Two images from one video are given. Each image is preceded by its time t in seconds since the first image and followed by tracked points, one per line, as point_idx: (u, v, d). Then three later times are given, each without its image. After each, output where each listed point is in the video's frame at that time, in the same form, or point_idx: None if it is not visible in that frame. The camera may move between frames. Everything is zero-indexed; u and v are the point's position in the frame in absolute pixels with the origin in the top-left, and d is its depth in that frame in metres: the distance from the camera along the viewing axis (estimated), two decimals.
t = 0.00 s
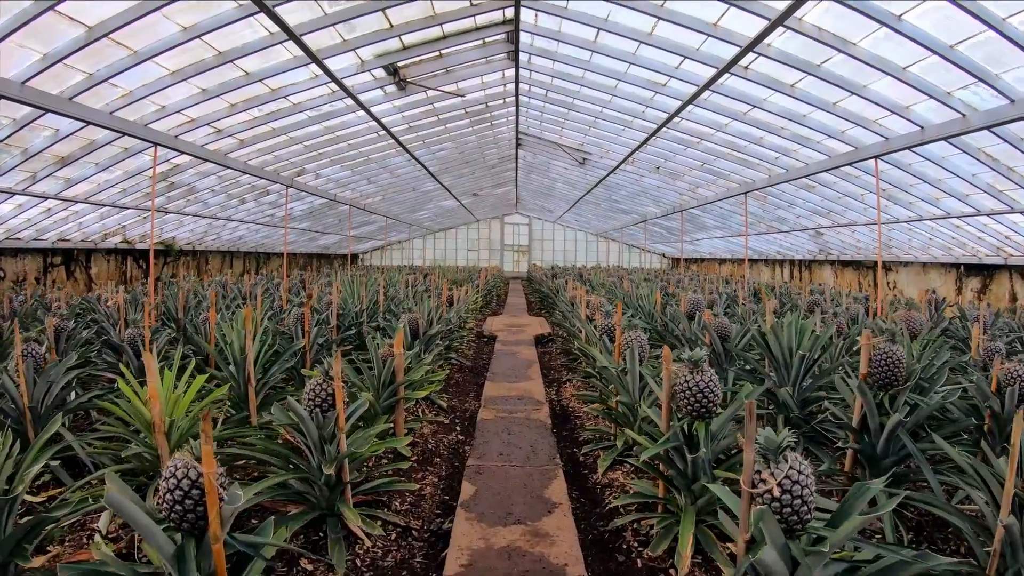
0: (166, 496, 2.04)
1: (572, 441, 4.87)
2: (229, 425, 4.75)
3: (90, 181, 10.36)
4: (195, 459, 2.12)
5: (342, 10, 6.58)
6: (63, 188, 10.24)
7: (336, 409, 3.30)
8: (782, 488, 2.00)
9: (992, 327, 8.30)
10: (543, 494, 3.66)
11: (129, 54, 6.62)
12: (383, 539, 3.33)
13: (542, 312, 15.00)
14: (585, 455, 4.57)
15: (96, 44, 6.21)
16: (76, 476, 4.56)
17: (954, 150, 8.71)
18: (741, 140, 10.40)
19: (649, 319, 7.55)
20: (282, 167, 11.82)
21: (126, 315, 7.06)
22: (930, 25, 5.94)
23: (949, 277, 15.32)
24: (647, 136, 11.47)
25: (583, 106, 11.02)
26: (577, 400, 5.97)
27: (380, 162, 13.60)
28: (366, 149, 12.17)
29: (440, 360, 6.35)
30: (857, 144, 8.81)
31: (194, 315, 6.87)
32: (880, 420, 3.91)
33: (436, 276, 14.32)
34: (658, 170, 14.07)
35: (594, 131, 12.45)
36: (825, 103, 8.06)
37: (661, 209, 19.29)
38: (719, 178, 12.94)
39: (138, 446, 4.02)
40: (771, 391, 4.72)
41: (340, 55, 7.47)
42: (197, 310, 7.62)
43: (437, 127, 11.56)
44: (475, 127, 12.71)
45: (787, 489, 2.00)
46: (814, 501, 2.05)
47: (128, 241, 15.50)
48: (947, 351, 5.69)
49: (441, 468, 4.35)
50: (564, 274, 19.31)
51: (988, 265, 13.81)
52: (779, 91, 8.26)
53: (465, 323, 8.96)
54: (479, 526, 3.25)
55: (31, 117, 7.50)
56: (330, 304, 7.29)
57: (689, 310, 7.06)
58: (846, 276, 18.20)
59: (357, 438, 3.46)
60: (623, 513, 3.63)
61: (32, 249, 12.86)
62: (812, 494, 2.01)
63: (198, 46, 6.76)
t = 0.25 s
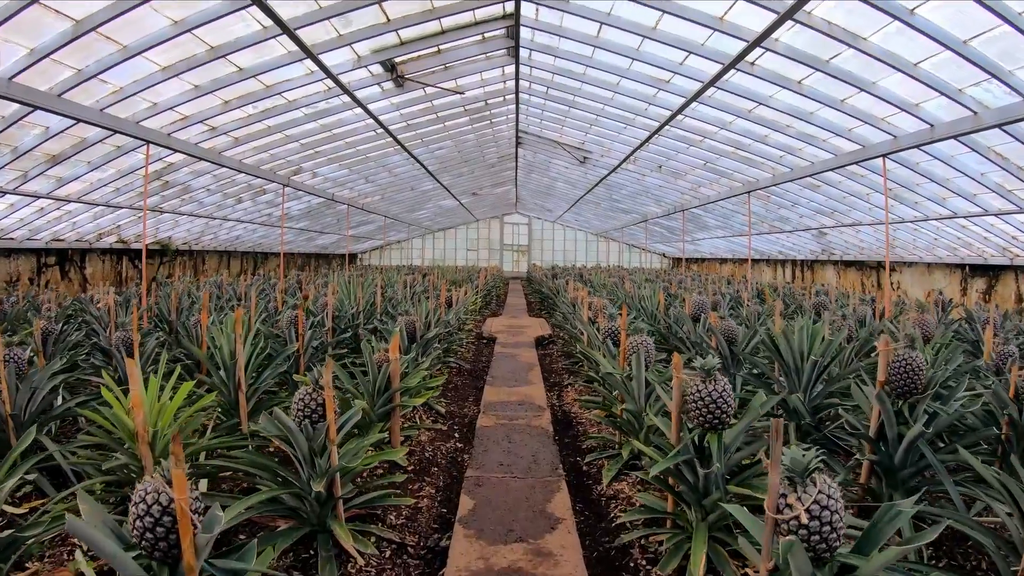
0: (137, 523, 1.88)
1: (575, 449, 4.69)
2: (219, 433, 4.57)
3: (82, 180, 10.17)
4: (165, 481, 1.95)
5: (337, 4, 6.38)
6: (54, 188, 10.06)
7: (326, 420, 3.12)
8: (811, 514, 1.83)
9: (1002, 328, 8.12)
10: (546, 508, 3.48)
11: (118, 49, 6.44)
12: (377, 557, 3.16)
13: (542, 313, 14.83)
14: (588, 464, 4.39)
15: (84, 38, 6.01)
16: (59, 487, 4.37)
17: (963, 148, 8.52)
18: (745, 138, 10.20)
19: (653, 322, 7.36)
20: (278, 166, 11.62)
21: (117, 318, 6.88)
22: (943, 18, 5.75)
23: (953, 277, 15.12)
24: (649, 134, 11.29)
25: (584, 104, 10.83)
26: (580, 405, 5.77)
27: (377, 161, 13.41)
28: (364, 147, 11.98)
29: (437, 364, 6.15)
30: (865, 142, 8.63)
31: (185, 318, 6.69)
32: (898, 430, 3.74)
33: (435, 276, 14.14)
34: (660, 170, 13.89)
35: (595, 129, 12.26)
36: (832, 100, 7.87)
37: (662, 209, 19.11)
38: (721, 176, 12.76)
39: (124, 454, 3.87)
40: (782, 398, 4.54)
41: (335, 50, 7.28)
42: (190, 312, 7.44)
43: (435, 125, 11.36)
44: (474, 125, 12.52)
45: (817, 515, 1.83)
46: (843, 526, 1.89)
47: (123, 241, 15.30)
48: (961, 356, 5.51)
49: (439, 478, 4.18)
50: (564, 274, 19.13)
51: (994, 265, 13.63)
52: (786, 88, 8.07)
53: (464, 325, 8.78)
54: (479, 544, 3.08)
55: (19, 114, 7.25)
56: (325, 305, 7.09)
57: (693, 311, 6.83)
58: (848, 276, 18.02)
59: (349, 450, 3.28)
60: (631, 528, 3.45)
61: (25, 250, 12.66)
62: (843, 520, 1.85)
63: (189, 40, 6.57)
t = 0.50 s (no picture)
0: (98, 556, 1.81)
1: (578, 459, 4.51)
2: (207, 444, 4.40)
3: (75, 181, 9.98)
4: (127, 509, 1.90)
5: None
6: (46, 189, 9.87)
7: (316, 435, 2.94)
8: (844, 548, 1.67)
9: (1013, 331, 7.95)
10: (548, 525, 3.31)
11: (107, 46, 6.26)
12: None
13: (543, 315, 14.66)
14: (592, 476, 4.21)
15: (70, 34, 5.82)
16: (40, 500, 4.20)
17: (972, 147, 8.34)
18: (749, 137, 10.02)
19: (657, 325, 7.17)
20: (274, 166, 11.44)
21: (107, 322, 6.70)
22: (957, 13, 5.56)
23: (958, 278, 14.93)
24: (651, 134, 11.10)
25: (586, 103, 10.66)
26: (583, 412, 5.59)
27: (376, 162, 13.23)
28: (361, 147, 11.80)
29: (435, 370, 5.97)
30: (872, 141, 8.45)
31: (177, 322, 6.51)
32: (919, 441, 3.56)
33: (434, 278, 13.96)
34: (662, 169, 13.71)
35: (596, 129, 12.09)
36: (840, 97, 7.70)
37: (663, 209, 18.94)
38: (724, 176, 12.58)
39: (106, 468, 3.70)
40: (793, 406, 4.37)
41: (330, 47, 7.09)
42: (182, 316, 7.27)
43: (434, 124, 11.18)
44: (474, 125, 12.34)
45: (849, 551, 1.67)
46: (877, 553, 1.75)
47: (119, 243, 15.11)
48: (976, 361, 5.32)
49: (437, 491, 4.00)
50: (565, 275, 18.94)
51: (1000, 266, 13.45)
52: (792, 85, 7.88)
53: (463, 328, 8.60)
54: (478, 565, 2.90)
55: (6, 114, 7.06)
56: (321, 310, 6.90)
57: (699, 314, 6.65)
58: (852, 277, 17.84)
59: (341, 465, 3.10)
60: (638, 546, 3.27)
61: (19, 252, 12.47)
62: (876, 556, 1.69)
63: (180, 37, 6.40)
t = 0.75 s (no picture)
0: None
1: (580, 471, 4.33)
2: (195, 454, 4.24)
3: (67, 182, 9.80)
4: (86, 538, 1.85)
5: None
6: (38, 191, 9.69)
7: (302, 451, 2.75)
8: None
9: None
10: (547, 543, 3.15)
11: (95, 43, 6.08)
12: None
13: (543, 317, 14.47)
14: (595, 488, 4.03)
15: (56, 31, 5.63)
16: (18, 513, 4.04)
17: (982, 147, 8.15)
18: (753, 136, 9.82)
19: (660, 329, 6.97)
20: (270, 167, 11.26)
21: (96, 327, 6.52)
22: (971, 6, 5.38)
23: (964, 279, 14.71)
24: (653, 134, 10.91)
25: (586, 103, 10.49)
26: (585, 419, 5.41)
27: (373, 162, 13.06)
28: (359, 148, 11.63)
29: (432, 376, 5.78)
30: (879, 140, 8.26)
31: (167, 327, 6.34)
32: (939, 453, 3.39)
33: (433, 280, 13.78)
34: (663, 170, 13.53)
35: (597, 129, 11.91)
36: (847, 96, 7.50)
37: (664, 211, 18.76)
38: (727, 176, 12.40)
39: (85, 481, 3.55)
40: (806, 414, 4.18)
41: (324, 44, 6.92)
42: (173, 321, 7.10)
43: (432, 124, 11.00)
44: (473, 124, 12.17)
45: None
46: None
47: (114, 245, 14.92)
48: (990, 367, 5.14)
49: (433, 504, 3.83)
50: (566, 277, 18.75)
51: (1007, 267, 13.25)
52: (799, 83, 7.68)
53: (462, 332, 8.42)
54: None
55: None
56: (314, 314, 6.70)
57: (704, 318, 6.45)
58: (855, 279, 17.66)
59: (330, 483, 2.92)
60: (643, 566, 3.09)
61: (12, 254, 12.29)
62: None
63: (169, 33, 6.23)
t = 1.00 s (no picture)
0: None
1: (583, 483, 4.12)
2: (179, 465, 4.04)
3: (58, 181, 9.60)
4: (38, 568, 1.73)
5: None
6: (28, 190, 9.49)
7: (284, 468, 2.54)
8: None
9: None
10: (550, 564, 2.94)
11: (81, 37, 5.86)
12: None
13: (544, 319, 14.24)
14: (600, 502, 3.82)
15: (40, 24, 5.41)
16: None
17: (995, 145, 7.93)
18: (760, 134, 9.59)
19: (666, 333, 6.74)
20: (266, 166, 11.05)
21: (83, 331, 6.31)
22: None
23: (972, 281, 14.47)
24: (656, 132, 10.68)
25: (588, 101, 10.27)
26: (588, 427, 5.20)
27: (371, 162, 12.85)
28: (357, 146, 11.42)
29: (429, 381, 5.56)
30: (889, 138, 8.04)
31: (156, 331, 6.13)
32: (967, 467, 3.17)
33: (433, 281, 13.57)
34: (666, 169, 13.32)
35: (599, 127, 11.70)
36: (858, 91, 7.27)
37: (667, 211, 18.55)
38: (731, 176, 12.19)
39: (62, 497, 3.38)
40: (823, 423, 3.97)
41: (319, 38, 6.71)
42: (164, 324, 6.89)
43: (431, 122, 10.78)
44: (473, 123, 11.96)
45: None
46: None
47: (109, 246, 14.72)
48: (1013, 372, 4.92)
49: (429, 519, 3.62)
50: (567, 278, 18.51)
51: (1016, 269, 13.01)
52: (808, 79, 7.44)
53: (461, 334, 8.21)
54: None
55: None
56: (307, 316, 6.46)
57: (712, 321, 6.21)
58: (860, 280, 17.43)
59: (315, 500, 2.71)
60: None
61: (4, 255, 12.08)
62: None
63: (158, 26, 6.02)
